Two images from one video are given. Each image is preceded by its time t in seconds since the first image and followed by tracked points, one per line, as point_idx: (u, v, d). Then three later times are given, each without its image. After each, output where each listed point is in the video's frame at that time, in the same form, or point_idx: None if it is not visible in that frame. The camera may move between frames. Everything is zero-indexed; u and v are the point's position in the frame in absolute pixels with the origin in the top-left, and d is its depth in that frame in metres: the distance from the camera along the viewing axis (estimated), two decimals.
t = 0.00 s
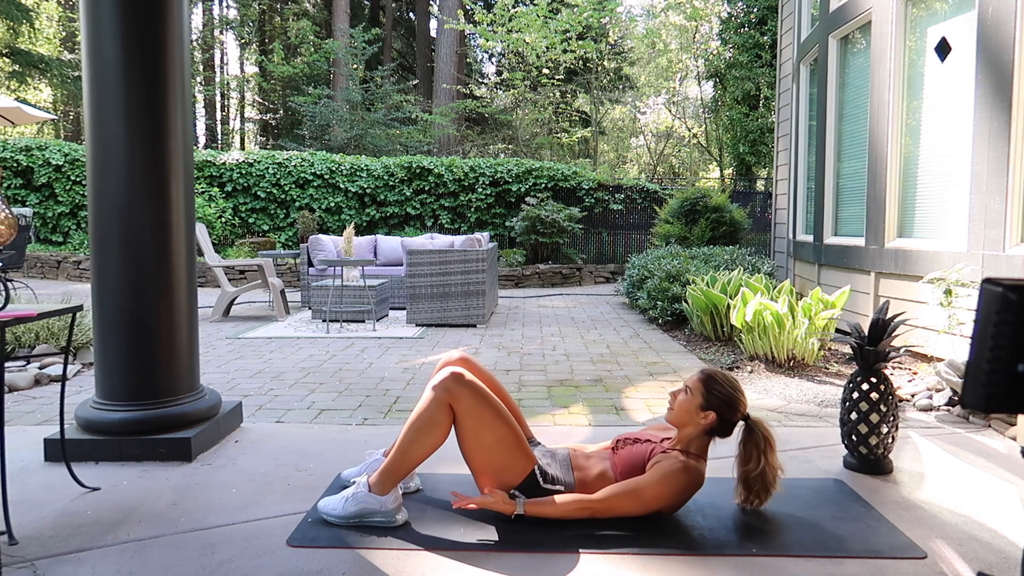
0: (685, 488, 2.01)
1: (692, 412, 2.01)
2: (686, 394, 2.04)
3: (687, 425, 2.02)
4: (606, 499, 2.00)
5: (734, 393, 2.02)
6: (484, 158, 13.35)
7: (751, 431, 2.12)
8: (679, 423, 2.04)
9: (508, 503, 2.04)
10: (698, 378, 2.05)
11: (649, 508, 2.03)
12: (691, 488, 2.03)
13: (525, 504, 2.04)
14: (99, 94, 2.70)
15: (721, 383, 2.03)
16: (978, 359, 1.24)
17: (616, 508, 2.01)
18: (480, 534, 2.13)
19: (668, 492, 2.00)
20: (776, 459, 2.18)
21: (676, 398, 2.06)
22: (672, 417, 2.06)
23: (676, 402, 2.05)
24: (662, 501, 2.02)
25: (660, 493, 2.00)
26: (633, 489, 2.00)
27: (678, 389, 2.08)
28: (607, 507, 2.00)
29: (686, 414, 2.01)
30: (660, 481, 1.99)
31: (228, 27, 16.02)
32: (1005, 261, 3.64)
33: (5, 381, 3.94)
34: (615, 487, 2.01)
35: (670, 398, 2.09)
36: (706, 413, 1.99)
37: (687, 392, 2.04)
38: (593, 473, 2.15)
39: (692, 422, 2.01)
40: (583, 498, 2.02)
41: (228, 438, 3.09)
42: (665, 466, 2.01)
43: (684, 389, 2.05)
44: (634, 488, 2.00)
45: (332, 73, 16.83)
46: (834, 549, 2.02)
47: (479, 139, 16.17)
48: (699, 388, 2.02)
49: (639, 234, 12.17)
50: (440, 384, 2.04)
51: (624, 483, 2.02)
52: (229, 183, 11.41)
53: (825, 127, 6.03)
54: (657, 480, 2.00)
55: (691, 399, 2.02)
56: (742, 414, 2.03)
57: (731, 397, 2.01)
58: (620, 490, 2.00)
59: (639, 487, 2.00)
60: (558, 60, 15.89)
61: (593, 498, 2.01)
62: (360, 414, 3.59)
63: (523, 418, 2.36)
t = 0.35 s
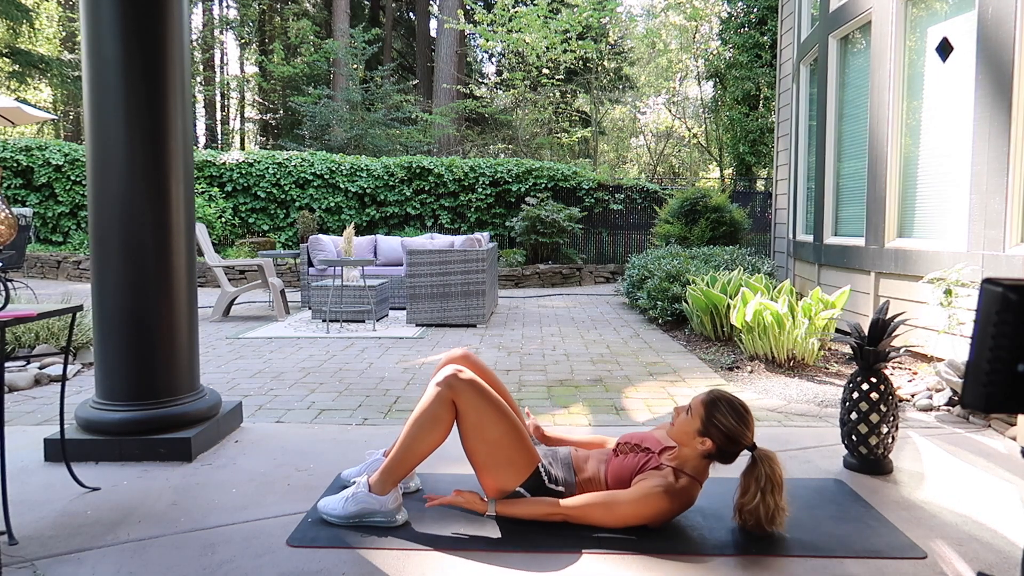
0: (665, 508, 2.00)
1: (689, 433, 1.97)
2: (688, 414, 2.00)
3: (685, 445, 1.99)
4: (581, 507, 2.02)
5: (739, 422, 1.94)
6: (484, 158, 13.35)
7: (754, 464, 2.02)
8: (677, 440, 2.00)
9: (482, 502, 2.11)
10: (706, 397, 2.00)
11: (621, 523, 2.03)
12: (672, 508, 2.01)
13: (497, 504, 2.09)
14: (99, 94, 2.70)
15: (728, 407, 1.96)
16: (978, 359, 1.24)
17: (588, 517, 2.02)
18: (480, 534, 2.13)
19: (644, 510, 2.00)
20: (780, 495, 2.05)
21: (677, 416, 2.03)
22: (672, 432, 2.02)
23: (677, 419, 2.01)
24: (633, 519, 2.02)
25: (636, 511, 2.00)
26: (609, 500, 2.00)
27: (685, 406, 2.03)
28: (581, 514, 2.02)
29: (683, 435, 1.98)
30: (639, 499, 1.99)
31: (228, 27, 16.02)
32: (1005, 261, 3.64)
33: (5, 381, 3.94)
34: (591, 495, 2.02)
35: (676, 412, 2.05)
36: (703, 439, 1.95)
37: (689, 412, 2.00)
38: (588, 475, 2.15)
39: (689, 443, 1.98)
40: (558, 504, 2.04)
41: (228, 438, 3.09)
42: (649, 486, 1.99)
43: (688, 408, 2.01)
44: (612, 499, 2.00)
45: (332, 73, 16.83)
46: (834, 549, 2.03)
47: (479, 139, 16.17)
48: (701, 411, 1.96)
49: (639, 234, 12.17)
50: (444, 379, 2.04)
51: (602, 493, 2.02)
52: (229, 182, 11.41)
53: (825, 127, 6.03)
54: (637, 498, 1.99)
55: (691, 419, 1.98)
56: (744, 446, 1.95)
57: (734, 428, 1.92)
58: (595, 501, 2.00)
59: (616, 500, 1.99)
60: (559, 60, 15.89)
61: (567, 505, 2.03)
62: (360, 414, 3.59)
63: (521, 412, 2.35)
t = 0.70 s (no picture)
0: (661, 514, 1.99)
1: (689, 439, 1.97)
2: (688, 418, 2.00)
3: (684, 450, 1.98)
4: (577, 512, 2.02)
5: (739, 426, 1.94)
6: (484, 158, 13.36)
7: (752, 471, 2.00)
8: (677, 445, 2.00)
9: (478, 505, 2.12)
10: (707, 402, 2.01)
11: (616, 529, 2.04)
12: (669, 514, 2.00)
13: (494, 506, 2.11)
14: (99, 94, 2.70)
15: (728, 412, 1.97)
16: (978, 359, 1.24)
17: (583, 521, 2.02)
18: (480, 534, 2.13)
19: (639, 517, 2.00)
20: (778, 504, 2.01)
21: (677, 421, 2.03)
22: (670, 436, 2.02)
23: (677, 423, 2.01)
24: (628, 524, 2.01)
25: (632, 516, 2.00)
26: (604, 505, 2.00)
27: (686, 411, 2.04)
28: (576, 518, 2.03)
29: (681, 439, 1.98)
30: (635, 505, 1.99)
31: (228, 27, 16.02)
32: (1005, 261, 3.64)
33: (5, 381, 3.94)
34: (587, 500, 2.02)
35: (676, 417, 2.06)
36: (702, 444, 1.95)
37: (690, 417, 2.00)
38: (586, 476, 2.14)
39: (688, 449, 1.97)
40: (552, 509, 2.05)
41: (228, 439, 3.10)
42: (645, 491, 1.99)
43: (689, 413, 2.01)
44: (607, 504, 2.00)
45: (331, 73, 16.84)
46: (833, 550, 2.02)
47: (479, 139, 16.17)
48: (699, 414, 1.97)
49: (639, 234, 12.17)
50: (443, 379, 2.04)
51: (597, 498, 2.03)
52: (229, 183, 11.41)
53: (825, 127, 6.03)
54: (634, 505, 1.99)
55: (691, 423, 1.98)
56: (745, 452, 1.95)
57: (734, 433, 1.92)
58: (590, 505, 2.01)
59: (612, 505, 2.00)
60: (559, 60, 15.88)
61: (564, 509, 2.04)
62: (360, 414, 3.59)
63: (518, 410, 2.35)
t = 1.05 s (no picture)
0: (682, 493, 2.00)
1: (698, 412, 1.99)
2: (691, 394, 2.02)
3: (691, 426, 2.00)
4: (603, 501, 1.99)
5: (738, 394, 1.99)
6: (484, 159, 13.36)
7: (751, 439, 2.03)
8: (683, 423, 2.01)
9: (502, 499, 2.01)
10: (705, 377, 2.04)
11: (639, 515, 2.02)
12: (687, 494, 2.01)
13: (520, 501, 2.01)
14: (99, 93, 2.70)
15: (728, 384, 2.01)
16: (978, 359, 1.24)
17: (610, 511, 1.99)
18: (480, 534, 2.13)
19: (662, 499, 1.99)
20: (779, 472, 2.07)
21: (681, 399, 2.04)
22: (675, 416, 2.03)
23: (682, 403, 2.02)
24: (652, 507, 2.00)
25: (656, 500, 1.99)
26: (629, 492, 1.98)
27: (685, 389, 2.06)
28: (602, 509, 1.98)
29: (689, 415, 1.99)
30: (657, 486, 1.99)
31: (228, 27, 16.02)
32: (1005, 261, 3.64)
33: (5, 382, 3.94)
34: (610, 488, 1.99)
35: (675, 398, 2.07)
36: (711, 416, 1.97)
37: (694, 393, 2.02)
38: (589, 475, 2.13)
39: (697, 423, 1.99)
40: (579, 499, 1.99)
41: (228, 439, 3.10)
42: (662, 472, 2.00)
43: (693, 389, 2.02)
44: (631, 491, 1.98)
45: (332, 73, 16.84)
46: (834, 549, 2.02)
47: (479, 139, 16.18)
48: (704, 388, 2.00)
49: (638, 234, 12.18)
50: (439, 380, 2.05)
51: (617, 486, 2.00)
52: (229, 183, 11.41)
53: (825, 127, 6.03)
54: (656, 488, 1.98)
55: (698, 399, 2.00)
56: (745, 419, 2.00)
57: (736, 399, 1.98)
58: (615, 493, 1.98)
59: (635, 491, 1.98)
60: (559, 60, 15.87)
61: (590, 499, 1.99)
62: (360, 414, 3.59)
63: (522, 417, 2.37)
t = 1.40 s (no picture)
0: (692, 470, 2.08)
1: (685, 398, 2.13)
2: (675, 383, 2.16)
3: (681, 410, 2.12)
4: (630, 486, 2.02)
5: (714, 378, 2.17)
6: (484, 159, 13.37)
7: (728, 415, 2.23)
8: (672, 410, 2.13)
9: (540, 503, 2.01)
10: (683, 367, 2.19)
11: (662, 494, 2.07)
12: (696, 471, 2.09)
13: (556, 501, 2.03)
14: (98, 93, 2.70)
15: (705, 371, 2.18)
16: (978, 359, 1.24)
17: (636, 495, 2.02)
18: (480, 534, 2.13)
19: (679, 477, 2.06)
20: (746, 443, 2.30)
21: (665, 389, 2.17)
22: (664, 405, 2.15)
23: (669, 392, 2.15)
24: (671, 487, 2.06)
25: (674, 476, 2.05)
26: (650, 475, 2.02)
27: (666, 379, 2.20)
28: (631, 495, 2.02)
29: (677, 402, 2.12)
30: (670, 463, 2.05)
31: (228, 27, 16.03)
32: (1005, 261, 3.64)
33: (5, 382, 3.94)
34: (632, 475, 2.03)
35: (659, 390, 2.19)
36: (698, 399, 2.12)
37: (678, 382, 2.16)
38: (595, 468, 2.14)
39: (686, 407, 2.12)
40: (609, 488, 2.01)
41: (228, 439, 3.10)
42: (673, 449, 2.05)
43: (676, 378, 2.17)
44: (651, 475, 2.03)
45: (332, 73, 16.86)
46: (834, 549, 2.02)
47: (479, 139, 16.19)
48: (687, 376, 2.15)
49: (638, 234, 12.18)
50: (438, 385, 2.04)
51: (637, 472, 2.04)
52: (229, 183, 11.41)
53: (825, 127, 6.03)
54: (669, 464, 2.04)
55: (683, 387, 2.14)
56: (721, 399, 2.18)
57: (714, 381, 2.16)
58: (639, 478, 2.02)
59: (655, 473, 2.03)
60: (559, 60, 15.87)
61: (617, 488, 2.02)
62: (360, 413, 3.59)
63: (525, 419, 2.39)
